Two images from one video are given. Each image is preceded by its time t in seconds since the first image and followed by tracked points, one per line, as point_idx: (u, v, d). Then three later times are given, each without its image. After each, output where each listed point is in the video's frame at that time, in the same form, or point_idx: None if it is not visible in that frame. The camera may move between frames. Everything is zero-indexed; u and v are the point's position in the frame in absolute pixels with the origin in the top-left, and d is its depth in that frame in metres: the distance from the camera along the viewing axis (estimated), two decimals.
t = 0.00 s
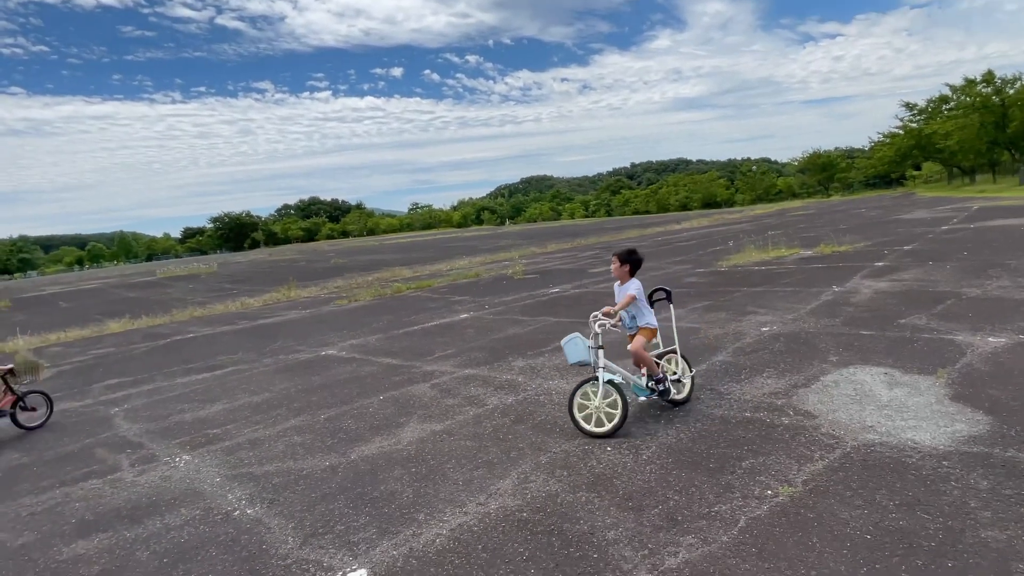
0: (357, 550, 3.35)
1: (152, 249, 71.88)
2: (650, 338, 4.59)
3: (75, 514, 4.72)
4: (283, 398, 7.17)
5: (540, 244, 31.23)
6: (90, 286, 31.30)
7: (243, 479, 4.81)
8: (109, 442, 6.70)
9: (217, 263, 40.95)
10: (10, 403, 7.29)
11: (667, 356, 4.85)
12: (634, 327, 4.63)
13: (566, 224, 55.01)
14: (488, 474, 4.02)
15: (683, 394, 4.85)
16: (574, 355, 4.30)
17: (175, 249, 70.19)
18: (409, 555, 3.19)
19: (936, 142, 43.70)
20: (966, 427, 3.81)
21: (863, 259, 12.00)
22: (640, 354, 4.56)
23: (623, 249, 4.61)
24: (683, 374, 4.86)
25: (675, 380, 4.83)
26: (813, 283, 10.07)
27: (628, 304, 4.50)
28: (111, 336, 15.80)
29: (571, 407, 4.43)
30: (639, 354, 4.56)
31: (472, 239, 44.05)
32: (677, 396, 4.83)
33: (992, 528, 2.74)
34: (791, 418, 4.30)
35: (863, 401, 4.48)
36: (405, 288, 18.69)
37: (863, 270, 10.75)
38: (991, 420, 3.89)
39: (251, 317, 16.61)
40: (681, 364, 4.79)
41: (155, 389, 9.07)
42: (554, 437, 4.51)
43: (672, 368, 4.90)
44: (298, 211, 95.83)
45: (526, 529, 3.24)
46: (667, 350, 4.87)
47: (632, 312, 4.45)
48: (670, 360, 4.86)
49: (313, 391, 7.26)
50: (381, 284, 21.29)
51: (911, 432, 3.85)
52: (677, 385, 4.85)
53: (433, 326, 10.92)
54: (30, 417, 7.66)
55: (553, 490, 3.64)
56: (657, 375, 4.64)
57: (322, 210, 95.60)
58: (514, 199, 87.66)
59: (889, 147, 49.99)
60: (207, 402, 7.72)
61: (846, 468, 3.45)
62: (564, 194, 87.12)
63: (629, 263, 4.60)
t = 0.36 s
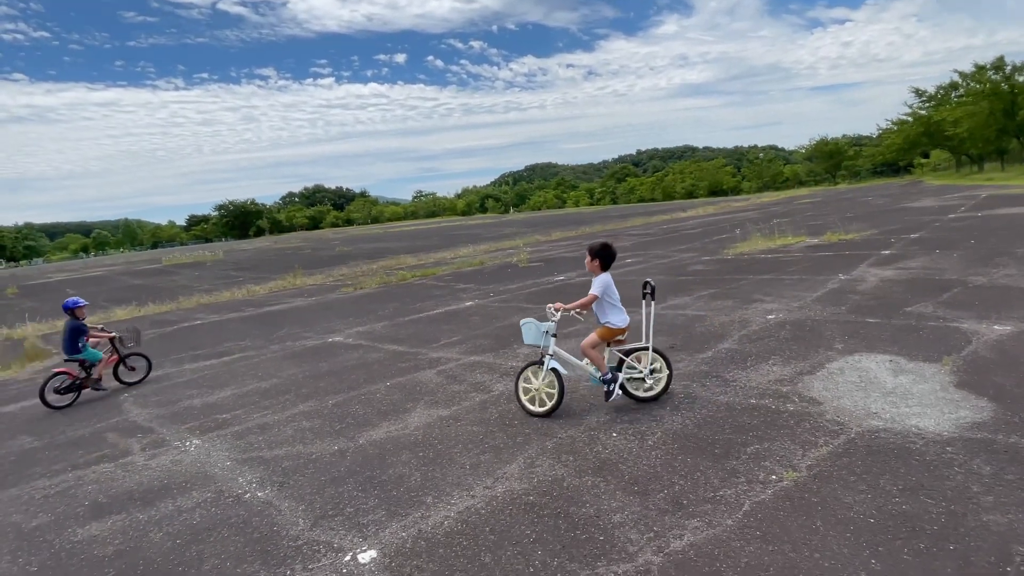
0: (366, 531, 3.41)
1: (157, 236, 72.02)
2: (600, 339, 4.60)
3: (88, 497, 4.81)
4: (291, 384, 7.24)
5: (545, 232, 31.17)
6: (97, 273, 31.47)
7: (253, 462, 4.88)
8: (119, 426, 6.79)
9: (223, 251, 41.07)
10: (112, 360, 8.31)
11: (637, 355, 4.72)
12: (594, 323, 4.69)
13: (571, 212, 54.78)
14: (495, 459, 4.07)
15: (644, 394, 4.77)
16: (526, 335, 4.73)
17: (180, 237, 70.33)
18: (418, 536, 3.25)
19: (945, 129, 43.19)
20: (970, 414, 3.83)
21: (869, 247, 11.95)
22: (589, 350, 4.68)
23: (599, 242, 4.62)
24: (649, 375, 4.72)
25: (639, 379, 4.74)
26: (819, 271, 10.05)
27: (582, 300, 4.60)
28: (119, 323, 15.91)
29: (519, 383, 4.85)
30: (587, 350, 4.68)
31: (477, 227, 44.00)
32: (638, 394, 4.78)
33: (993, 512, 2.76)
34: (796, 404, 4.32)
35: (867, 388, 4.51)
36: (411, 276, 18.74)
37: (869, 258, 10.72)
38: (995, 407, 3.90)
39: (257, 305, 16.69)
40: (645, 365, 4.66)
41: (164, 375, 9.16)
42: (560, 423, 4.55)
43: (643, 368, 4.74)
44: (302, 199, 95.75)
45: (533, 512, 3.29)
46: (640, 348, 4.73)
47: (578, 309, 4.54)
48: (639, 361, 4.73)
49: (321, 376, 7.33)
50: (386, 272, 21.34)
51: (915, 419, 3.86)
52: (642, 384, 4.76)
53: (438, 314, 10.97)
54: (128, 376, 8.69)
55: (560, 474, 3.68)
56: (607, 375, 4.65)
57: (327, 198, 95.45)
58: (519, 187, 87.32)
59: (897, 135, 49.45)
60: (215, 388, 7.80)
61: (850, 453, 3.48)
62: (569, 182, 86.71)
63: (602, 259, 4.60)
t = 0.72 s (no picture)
0: (364, 517, 3.44)
1: (146, 225, 71.22)
2: (549, 331, 4.71)
3: (83, 486, 4.80)
4: (285, 373, 7.23)
5: (538, 221, 31.15)
6: (86, 263, 31.13)
7: (249, 451, 4.89)
8: (113, 416, 6.77)
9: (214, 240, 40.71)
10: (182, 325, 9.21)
11: (587, 347, 4.82)
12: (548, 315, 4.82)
13: (564, 201, 54.68)
14: (490, 446, 4.11)
15: (593, 386, 4.85)
16: (483, 324, 4.99)
17: (169, 226, 69.60)
18: (415, 521, 3.28)
19: (935, 120, 43.49)
20: (955, 398, 3.91)
21: (859, 237, 12.05)
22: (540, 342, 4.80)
23: (560, 237, 4.79)
24: (598, 366, 4.79)
25: (591, 371, 4.82)
26: (810, 260, 10.13)
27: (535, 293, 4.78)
28: (109, 313, 15.78)
29: (473, 369, 5.07)
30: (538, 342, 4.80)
31: (470, 216, 43.86)
32: (588, 384, 4.86)
33: (978, 493, 2.83)
34: (787, 391, 4.39)
35: (857, 374, 4.58)
36: (404, 265, 18.71)
37: (859, 247, 10.81)
38: (980, 392, 3.98)
39: (249, 294, 16.61)
40: (593, 356, 4.75)
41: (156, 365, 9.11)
42: (554, 410, 4.59)
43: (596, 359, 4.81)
44: (293, 188, 94.94)
45: (529, 497, 3.33)
46: (591, 339, 4.82)
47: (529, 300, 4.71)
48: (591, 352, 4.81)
49: (315, 366, 7.33)
50: (379, 261, 21.30)
51: (904, 404, 3.94)
52: (592, 375, 4.84)
53: (432, 303, 10.97)
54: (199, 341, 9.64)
55: (555, 460, 3.73)
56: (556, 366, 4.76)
57: (318, 187, 94.66)
58: (511, 176, 87.05)
59: (887, 125, 49.66)
60: (209, 377, 7.78)
61: (840, 438, 3.54)
62: (561, 171, 86.51)
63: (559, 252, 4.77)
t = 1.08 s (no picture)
0: (349, 512, 3.43)
1: (119, 219, 69.54)
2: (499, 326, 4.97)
3: (58, 486, 4.69)
4: (266, 368, 7.15)
5: (520, 215, 31.14)
6: (57, 258, 30.31)
7: (231, 447, 4.83)
8: (88, 414, 6.62)
9: (190, 234, 39.87)
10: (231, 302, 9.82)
11: (538, 340, 4.97)
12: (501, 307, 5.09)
13: (546, 195, 54.73)
14: (476, 439, 4.11)
15: (541, 379, 4.94)
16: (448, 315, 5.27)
17: (143, 220, 68.03)
18: (401, 515, 3.28)
19: (907, 116, 44.46)
20: (928, 387, 4.02)
21: (835, 230, 12.30)
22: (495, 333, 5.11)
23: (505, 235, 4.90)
24: (546, 359, 4.91)
25: (540, 364, 4.93)
26: (787, 253, 10.31)
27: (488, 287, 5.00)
28: (82, 309, 15.40)
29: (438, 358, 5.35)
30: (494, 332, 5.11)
31: (451, 210, 43.66)
32: (536, 377, 4.96)
33: (950, 478, 2.93)
34: (767, 381, 4.48)
35: (835, 364, 4.69)
36: (386, 259, 18.57)
37: (835, 240, 11.03)
38: (951, 380, 4.11)
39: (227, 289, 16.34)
40: (541, 348, 4.88)
41: (133, 361, 8.93)
42: (539, 403, 4.61)
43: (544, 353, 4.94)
44: (272, 181, 93.50)
45: (515, 489, 3.35)
46: (542, 334, 4.98)
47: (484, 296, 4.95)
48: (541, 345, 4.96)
49: (296, 361, 7.24)
50: (360, 255, 21.12)
51: (879, 392, 4.05)
52: (540, 369, 4.95)
53: (414, 297, 10.93)
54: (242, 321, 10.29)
55: (541, 452, 3.75)
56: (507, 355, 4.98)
57: (297, 180, 93.32)
58: (493, 170, 86.74)
59: (862, 120, 50.61)
60: (187, 373, 7.64)
61: (818, 426, 3.62)
62: (543, 164, 86.52)
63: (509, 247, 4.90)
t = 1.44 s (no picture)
0: (309, 518, 3.33)
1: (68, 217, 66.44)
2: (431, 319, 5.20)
3: None
4: (224, 371, 6.91)
5: (486, 213, 31.04)
6: None
7: (186, 454, 4.64)
8: (32, 421, 6.27)
9: (144, 233, 38.37)
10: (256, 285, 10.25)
11: (466, 338, 5.06)
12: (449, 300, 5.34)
13: (513, 193, 54.74)
14: (440, 440, 4.05)
15: (465, 375, 5.04)
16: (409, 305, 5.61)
17: (95, 219, 65.21)
18: (363, 520, 3.20)
19: (861, 117, 46.15)
20: (883, 380, 4.15)
21: (793, 228, 12.64)
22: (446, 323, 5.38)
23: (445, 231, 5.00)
24: (471, 357, 5.01)
25: (465, 361, 5.03)
26: (747, 250, 10.54)
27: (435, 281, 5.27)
28: (27, 312, 14.62)
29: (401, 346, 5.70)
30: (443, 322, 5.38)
31: (418, 208, 43.21)
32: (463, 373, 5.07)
33: (906, 470, 3.01)
34: (727, 376, 4.56)
35: (792, 359, 4.80)
36: (350, 258, 18.26)
37: (793, 237, 11.33)
38: (905, 373, 4.24)
39: (184, 290, 15.77)
40: (464, 347, 4.98)
41: (82, 366, 8.52)
42: (504, 401, 4.58)
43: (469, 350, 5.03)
44: (232, 179, 90.92)
45: (480, 490, 3.30)
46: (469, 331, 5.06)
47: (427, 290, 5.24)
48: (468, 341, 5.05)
49: (255, 363, 7.02)
50: (324, 254, 20.69)
51: (835, 385, 4.16)
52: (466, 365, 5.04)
53: (379, 296, 10.76)
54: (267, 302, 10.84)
55: (506, 451, 3.72)
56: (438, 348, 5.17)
57: (258, 176, 90.91)
58: (460, 167, 86.26)
59: (818, 121, 52.28)
60: (140, 378, 7.33)
61: (777, 420, 3.69)
62: (510, 162, 86.51)
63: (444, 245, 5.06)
